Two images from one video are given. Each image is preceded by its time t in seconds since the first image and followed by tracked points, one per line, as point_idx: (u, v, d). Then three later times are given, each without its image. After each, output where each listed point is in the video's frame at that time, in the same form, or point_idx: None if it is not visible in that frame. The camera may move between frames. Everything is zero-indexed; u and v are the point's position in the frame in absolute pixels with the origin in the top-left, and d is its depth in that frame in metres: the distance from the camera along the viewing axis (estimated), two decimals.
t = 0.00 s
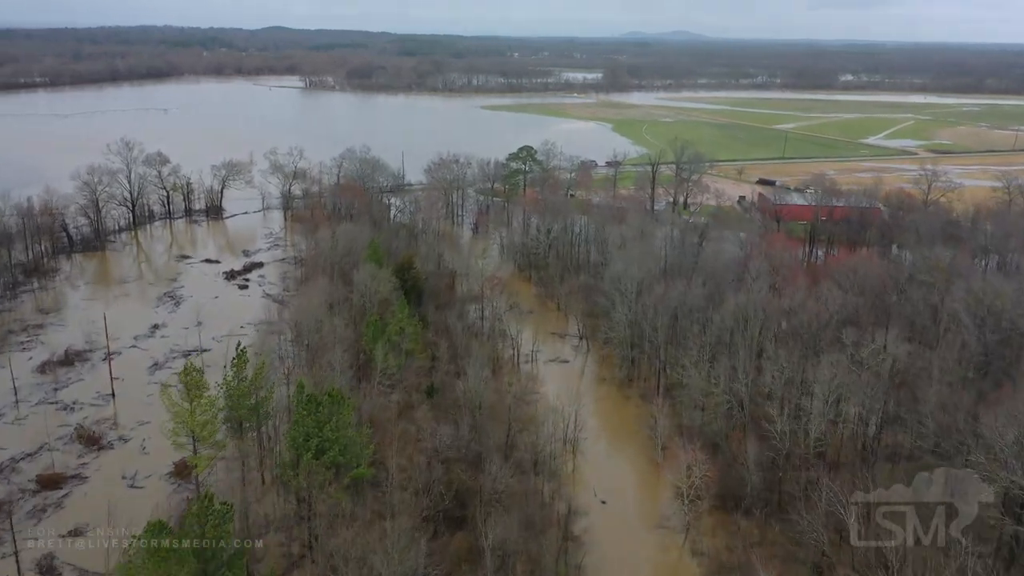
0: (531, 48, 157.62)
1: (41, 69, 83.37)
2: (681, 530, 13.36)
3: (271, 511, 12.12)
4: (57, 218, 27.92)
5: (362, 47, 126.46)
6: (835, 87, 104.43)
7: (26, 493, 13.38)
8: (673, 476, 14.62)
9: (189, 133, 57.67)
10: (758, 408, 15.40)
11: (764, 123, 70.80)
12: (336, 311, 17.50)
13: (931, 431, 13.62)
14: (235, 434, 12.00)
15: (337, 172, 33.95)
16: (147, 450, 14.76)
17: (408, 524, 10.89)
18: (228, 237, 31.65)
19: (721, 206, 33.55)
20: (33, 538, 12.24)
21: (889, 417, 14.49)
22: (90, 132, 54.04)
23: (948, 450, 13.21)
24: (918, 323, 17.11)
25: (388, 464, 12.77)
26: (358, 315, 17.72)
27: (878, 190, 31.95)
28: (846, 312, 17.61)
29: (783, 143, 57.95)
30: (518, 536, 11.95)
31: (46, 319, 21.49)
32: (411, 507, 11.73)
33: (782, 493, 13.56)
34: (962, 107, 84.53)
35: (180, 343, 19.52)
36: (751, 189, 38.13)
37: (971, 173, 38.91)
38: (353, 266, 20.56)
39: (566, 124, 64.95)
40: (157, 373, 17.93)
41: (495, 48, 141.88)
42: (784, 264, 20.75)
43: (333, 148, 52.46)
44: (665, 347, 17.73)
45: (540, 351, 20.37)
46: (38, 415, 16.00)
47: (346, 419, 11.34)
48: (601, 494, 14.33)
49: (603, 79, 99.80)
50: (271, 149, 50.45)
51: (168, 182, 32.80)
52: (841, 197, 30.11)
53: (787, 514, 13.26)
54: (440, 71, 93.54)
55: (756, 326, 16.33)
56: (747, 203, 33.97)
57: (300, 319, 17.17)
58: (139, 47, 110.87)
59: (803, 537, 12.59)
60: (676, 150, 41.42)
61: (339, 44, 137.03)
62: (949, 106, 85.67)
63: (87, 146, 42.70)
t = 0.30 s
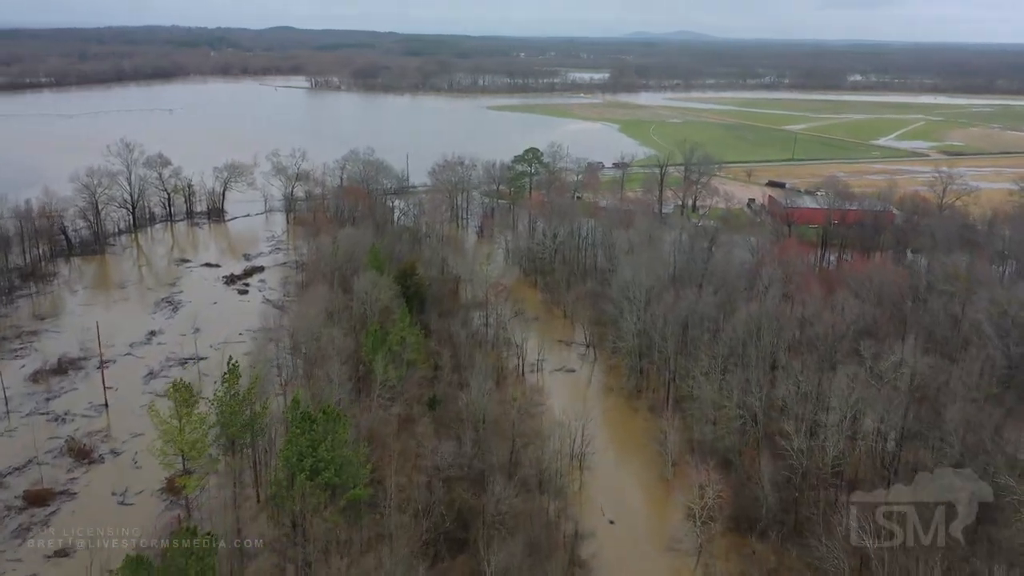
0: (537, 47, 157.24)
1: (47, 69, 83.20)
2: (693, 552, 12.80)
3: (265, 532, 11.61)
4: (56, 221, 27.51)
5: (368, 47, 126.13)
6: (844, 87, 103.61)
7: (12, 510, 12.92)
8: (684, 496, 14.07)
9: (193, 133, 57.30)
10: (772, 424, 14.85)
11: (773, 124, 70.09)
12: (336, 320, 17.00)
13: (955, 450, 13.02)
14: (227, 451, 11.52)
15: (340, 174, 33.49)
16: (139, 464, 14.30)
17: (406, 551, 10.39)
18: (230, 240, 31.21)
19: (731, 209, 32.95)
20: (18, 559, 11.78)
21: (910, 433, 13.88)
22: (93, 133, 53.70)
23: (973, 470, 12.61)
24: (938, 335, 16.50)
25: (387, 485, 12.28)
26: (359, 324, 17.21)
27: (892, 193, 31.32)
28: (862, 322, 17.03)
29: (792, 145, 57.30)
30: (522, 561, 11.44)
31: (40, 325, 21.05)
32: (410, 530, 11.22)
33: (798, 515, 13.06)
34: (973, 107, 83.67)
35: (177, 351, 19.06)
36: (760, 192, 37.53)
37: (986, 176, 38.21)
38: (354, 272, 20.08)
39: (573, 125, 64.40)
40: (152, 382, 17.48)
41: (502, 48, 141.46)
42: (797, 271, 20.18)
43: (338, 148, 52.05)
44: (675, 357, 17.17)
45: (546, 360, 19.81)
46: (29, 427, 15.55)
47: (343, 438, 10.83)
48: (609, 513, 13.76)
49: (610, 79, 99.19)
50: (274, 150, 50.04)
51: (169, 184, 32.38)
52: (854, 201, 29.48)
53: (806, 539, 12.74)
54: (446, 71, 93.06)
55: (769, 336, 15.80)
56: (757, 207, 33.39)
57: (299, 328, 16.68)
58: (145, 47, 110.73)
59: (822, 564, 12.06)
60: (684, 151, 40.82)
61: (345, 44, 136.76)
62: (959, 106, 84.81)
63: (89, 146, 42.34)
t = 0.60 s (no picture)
0: (544, 48, 156.77)
1: (53, 69, 83.06)
2: None
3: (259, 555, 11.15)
4: (55, 224, 27.11)
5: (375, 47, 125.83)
6: (852, 87, 102.80)
7: None
8: (697, 517, 13.56)
9: (197, 133, 56.95)
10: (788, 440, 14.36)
11: (782, 125, 69.41)
12: (335, 330, 16.52)
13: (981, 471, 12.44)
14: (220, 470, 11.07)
15: (343, 176, 33.03)
16: (130, 479, 13.85)
17: None
18: (232, 243, 30.78)
19: (741, 213, 32.37)
20: None
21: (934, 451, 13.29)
22: (97, 133, 53.39)
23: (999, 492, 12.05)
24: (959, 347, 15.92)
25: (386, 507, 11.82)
26: (360, 334, 16.72)
27: (906, 197, 30.68)
28: (881, 333, 16.44)
29: (802, 146, 56.60)
30: None
31: (36, 331, 20.63)
32: (409, 553, 10.77)
33: (815, 538, 12.60)
34: (985, 108, 82.80)
35: (173, 359, 18.62)
36: (771, 195, 36.91)
37: (1001, 178, 37.52)
38: (356, 279, 19.61)
39: (579, 126, 63.86)
40: (147, 392, 17.06)
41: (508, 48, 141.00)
42: (811, 278, 19.62)
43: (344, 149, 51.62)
44: (686, 368, 16.64)
45: (552, 369, 19.29)
46: (19, 439, 15.14)
47: (338, 458, 10.33)
48: (618, 534, 13.23)
49: (618, 79, 98.62)
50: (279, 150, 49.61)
51: (171, 186, 31.99)
52: (867, 204, 28.89)
53: (823, 563, 12.26)
54: (452, 71, 92.62)
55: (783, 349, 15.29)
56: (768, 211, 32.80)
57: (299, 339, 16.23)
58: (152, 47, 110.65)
59: None
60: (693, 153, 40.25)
61: (351, 44, 136.48)
62: (970, 107, 83.96)
63: (91, 146, 42.06)
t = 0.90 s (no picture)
0: (551, 47, 156.35)
1: (59, 69, 82.91)
2: None
3: None
4: (54, 227, 26.70)
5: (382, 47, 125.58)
6: (861, 88, 101.95)
7: None
8: (710, 540, 13.01)
9: (202, 133, 56.61)
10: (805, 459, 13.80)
11: (791, 126, 68.72)
12: (334, 340, 16.02)
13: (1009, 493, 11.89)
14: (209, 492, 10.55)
15: (347, 178, 32.56)
16: (121, 495, 13.38)
17: None
18: (235, 246, 30.35)
19: (752, 217, 31.74)
20: None
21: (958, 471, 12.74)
22: (101, 133, 53.08)
23: None
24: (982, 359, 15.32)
25: (385, 529, 11.31)
26: (360, 344, 16.23)
27: (920, 201, 30.03)
28: (901, 345, 15.85)
29: (812, 147, 55.89)
30: None
31: (31, 338, 20.21)
32: None
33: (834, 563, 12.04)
34: (997, 108, 81.98)
35: (169, 368, 18.14)
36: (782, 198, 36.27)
37: (1017, 181, 36.88)
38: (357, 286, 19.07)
39: (587, 127, 63.32)
40: (142, 403, 16.59)
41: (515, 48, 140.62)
42: (826, 285, 19.05)
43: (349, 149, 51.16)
44: (697, 380, 16.08)
45: (559, 379, 18.73)
46: (9, 452, 14.69)
47: (333, 480, 9.82)
48: (627, 556, 12.69)
49: (625, 79, 98.05)
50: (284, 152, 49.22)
51: (172, 188, 31.58)
52: (882, 208, 28.29)
53: None
54: (459, 71, 92.21)
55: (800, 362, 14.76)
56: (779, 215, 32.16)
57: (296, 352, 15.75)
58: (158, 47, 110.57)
59: None
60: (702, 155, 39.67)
61: (358, 44, 136.24)
62: (981, 108, 83.07)
63: (93, 147, 41.76)
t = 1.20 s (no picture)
0: (557, 47, 155.94)
1: (66, 69, 82.85)
2: None
3: None
4: (53, 230, 26.32)
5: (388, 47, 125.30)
6: (871, 88, 101.02)
7: None
8: (724, 563, 12.50)
9: (206, 134, 56.25)
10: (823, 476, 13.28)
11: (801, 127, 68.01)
12: (333, 352, 15.55)
13: None
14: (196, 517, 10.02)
15: (351, 180, 32.12)
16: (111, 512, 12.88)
17: None
18: (237, 249, 29.93)
19: (763, 221, 31.11)
20: None
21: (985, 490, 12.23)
22: (105, 134, 52.77)
23: None
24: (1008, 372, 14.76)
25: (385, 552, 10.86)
26: (360, 353, 15.73)
27: (936, 205, 29.37)
28: (923, 357, 15.27)
29: (822, 148, 55.19)
30: None
31: (25, 345, 19.78)
32: None
33: None
34: (1009, 109, 81.11)
35: (165, 377, 17.67)
36: (793, 202, 35.62)
37: None
38: (358, 293, 18.58)
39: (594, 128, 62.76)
40: (136, 413, 16.11)
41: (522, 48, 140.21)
42: (842, 292, 18.47)
43: (354, 150, 50.71)
44: (709, 392, 15.55)
45: (566, 389, 18.16)
46: None
47: (327, 504, 9.32)
48: None
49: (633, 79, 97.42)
50: (289, 153, 48.84)
51: (174, 191, 31.17)
52: (897, 212, 27.68)
53: None
54: (466, 71, 91.75)
55: (816, 374, 14.22)
56: (791, 219, 31.51)
57: (294, 364, 15.26)
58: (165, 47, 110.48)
59: None
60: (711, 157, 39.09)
61: (365, 44, 135.91)
62: (993, 108, 82.03)
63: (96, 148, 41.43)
